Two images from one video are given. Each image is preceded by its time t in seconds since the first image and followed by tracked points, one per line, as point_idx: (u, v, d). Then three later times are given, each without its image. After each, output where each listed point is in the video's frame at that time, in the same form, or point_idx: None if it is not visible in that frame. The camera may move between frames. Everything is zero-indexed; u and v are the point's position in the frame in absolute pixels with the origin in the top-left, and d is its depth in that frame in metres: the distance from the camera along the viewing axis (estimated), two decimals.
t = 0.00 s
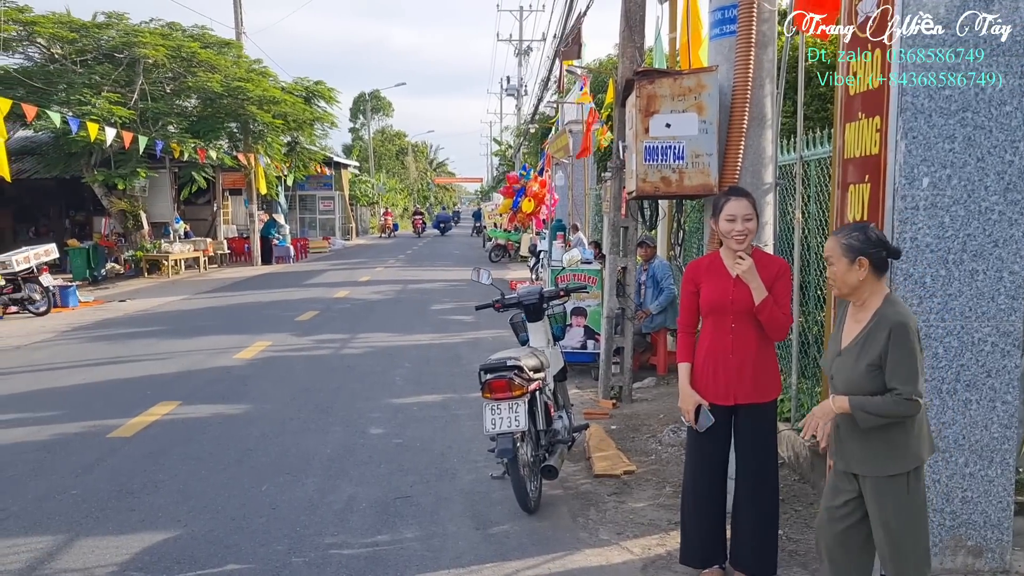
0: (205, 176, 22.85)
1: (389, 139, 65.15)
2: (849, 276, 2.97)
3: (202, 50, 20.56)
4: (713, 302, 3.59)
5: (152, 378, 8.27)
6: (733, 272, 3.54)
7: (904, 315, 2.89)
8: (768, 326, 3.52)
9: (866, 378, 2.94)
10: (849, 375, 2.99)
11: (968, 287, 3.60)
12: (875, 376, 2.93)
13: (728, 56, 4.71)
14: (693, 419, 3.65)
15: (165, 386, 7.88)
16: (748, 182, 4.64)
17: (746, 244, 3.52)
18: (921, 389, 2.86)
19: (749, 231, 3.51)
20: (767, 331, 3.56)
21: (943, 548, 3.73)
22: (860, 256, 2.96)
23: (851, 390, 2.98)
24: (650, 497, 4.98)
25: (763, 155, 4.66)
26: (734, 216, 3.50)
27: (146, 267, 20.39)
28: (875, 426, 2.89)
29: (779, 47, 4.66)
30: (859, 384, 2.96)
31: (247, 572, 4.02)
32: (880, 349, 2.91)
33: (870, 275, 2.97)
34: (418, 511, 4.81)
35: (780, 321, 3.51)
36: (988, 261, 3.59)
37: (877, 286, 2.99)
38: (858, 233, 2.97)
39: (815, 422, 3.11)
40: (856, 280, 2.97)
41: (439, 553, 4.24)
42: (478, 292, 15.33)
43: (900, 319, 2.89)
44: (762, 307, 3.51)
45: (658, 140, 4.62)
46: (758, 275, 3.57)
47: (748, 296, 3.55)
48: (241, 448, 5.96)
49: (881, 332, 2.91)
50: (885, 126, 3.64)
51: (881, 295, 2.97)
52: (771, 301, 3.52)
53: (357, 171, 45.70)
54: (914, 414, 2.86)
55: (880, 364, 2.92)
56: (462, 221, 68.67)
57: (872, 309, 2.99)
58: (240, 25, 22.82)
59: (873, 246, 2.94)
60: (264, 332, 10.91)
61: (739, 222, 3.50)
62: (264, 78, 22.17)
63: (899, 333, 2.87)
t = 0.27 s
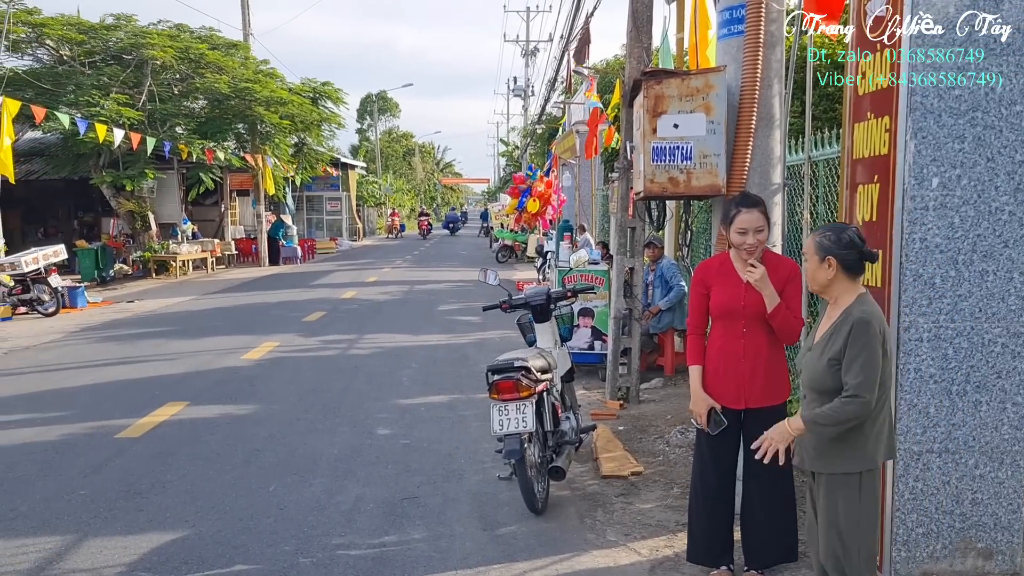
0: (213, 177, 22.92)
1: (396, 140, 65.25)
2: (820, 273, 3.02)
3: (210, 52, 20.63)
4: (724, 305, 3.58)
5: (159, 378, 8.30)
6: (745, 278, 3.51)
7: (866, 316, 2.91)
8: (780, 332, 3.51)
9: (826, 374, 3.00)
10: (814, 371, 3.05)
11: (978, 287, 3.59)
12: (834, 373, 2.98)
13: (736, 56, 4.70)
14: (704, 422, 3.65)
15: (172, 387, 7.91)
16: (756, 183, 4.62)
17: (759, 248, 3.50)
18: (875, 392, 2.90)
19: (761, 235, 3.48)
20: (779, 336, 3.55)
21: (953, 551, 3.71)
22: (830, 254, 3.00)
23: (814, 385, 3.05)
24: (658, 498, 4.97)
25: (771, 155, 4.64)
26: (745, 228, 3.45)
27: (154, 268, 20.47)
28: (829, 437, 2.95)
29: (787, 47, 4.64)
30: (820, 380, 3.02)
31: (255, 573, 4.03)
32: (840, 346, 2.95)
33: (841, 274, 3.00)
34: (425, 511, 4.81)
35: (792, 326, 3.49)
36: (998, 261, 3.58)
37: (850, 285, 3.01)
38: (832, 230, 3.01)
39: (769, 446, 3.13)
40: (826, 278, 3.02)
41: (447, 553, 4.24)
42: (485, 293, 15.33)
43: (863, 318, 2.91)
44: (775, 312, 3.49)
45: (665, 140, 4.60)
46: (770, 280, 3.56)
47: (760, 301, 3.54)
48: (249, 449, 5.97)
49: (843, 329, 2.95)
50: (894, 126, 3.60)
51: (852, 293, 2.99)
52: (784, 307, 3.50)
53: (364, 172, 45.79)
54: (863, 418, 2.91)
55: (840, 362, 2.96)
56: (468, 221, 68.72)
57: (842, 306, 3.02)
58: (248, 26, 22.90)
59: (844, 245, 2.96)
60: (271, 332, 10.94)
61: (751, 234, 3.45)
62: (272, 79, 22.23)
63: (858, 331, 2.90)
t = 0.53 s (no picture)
0: (219, 178, 22.98)
1: (402, 140, 65.33)
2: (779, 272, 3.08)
3: (216, 52, 20.69)
4: (733, 309, 3.59)
5: (166, 378, 8.32)
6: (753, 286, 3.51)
7: (817, 314, 2.90)
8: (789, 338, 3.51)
9: (784, 373, 3.01)
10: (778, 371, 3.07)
11: (986, 288, 3.58)
12: (791, 373, 2.99)
13: (743, 56, 4.68)
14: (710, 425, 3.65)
15: (179, 387, 7.93)
16: (764, 185, 4.55)
17: (767, 253, 3.51)
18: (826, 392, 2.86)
19: (769, 239, 3.49)
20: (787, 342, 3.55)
21: (961, 552, 3.70)
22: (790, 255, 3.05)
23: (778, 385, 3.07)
24: (664, 498, 4.96)
25: (779, 155, 4.57)
26: (751, 226, 3.46)
27: (160, 268, 20.54)
28: (811, 453, 2.88)
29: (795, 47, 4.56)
30: (780, 379, 3.04)
31: (262, 572, 4.04)
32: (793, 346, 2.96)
33: (799, 274, 3.02)
34: (431, 511, 4.81)
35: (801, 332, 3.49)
36: (1006, 262, 3.57)
37: (810, 285, 3.02)
38: (793, 232, 3.05)
39: (797, 500, 2.94)
40: (785, 278, 3.06)
41: (453, 553, 4.24)
42: (491, 293, 15.34)
43: (814, 316, 2.90)
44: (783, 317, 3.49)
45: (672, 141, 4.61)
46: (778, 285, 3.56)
47: (769, 306, 3.54)
48: (256, 448, 5.98)
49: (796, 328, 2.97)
50: (901, 126, 3.59)
51: (810, 291, 3.00)
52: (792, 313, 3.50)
53: (370, 172, 45.86)
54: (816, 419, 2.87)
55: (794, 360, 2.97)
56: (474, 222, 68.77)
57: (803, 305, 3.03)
58: (254, 27, 22.95)
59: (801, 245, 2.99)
60: (277, 332, 10.96)
61: (757, 232, 3.46)
62: (278, 79, 22.28)
63: (806, 328, 2.89)
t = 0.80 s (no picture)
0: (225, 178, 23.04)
1: (407, 141, 65.39)
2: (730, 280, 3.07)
3: (222, 53, 20.74)
4: (738, 305, 3.60)
5: (172, 378, 8.35)
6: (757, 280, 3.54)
7: (753, 322, 2.88)
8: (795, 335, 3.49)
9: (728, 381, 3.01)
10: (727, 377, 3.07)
11: (992, 288, 3.58)
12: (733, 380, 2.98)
13: (748, 56, 4.72)
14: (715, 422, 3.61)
15: (185, 387, 7.95)
16: (769, 184, 4.59)
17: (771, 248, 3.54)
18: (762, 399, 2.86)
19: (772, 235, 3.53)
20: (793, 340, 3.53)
21: (967, 553, 3.69)
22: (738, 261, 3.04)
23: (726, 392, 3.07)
24: (670, 499, 4.97)
25: (784, 156, 4.61)
26: (755, 217, 3.53)
27: (166, 268, 20.60)
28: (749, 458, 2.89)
29: (801, 47, 4.64)
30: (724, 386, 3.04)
31: (268, 572, 4.05)
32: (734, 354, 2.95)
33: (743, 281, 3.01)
34: (437, 511, 4.82)
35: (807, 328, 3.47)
36: (1013, 262, 3.57)
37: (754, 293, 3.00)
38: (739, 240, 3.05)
39: (752, 510, 2.94)
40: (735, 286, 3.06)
41: (459, 553, 4.25)
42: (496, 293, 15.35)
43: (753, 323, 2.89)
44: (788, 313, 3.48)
45: (678, 141, 4.61)
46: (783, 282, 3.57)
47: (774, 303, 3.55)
48: (262, 448, 6.00)
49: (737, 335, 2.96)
50: (907, 127, 3.58)
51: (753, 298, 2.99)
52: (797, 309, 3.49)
53: (375, 173, 45.94)
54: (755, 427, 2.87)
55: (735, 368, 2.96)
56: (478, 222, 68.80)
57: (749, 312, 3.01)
58: (259, 27, 23.00)
59: (742, 253, 2.98)
60: (283, 332, 10.98)
61: (759, 223, 3.52)
62: (284, 80, 22.33)
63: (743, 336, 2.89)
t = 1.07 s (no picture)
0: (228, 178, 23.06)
1: (410, 140, 65.42)
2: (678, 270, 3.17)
3: (225, 53, 20.77)
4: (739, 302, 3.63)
5: (175, 378, 8.36)
6: (757, 276, 3.57)
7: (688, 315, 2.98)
8: (793, 333, 3.48)
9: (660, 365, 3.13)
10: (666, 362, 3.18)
11: (996, 289, 3.58)
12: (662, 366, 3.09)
13: (752, 57, 4.71)
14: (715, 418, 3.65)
15: (188, 387, 7.95)
16: (773, 184, 4.59)
17: (771, 245, 3.56)
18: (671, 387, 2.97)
19: (772, 232, 3.55)
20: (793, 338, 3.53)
21: (971, 554, 3.69)
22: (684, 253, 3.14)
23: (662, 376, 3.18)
24: (673, 499, 4.97)
25: (788, 156, 4.62)
26: (755, 214, 3.58)
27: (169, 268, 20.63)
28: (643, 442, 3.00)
29: (803, 48, 4.63)
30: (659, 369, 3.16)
31: (272, 571, 4.06)
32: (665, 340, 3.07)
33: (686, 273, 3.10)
34: (440, 511, 4.83)
35: (805, 326, 3.46)
36: (1016, 263, 3.57)
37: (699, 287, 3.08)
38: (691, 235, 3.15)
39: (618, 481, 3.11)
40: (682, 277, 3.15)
41: (462, 553, 4.26)
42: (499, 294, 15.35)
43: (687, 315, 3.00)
44: (786, 310, 3.47)
45: (682, 142, 4.62)
46: (784, 279, 3.57)
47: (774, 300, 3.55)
48: (266, 448, 6.01)
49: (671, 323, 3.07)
50: (911, 127, 3.58)
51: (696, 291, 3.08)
52: (796, 307, 3.47)
53: (378, 173, 45.95)
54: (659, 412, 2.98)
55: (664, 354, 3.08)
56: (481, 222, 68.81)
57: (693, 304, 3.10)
58: (263, 27, 23.03)
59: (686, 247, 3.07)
60: (286, 332, 10.99)
61: (759, 220, 3.56)
62: (287, 80, 22.35)
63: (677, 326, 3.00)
